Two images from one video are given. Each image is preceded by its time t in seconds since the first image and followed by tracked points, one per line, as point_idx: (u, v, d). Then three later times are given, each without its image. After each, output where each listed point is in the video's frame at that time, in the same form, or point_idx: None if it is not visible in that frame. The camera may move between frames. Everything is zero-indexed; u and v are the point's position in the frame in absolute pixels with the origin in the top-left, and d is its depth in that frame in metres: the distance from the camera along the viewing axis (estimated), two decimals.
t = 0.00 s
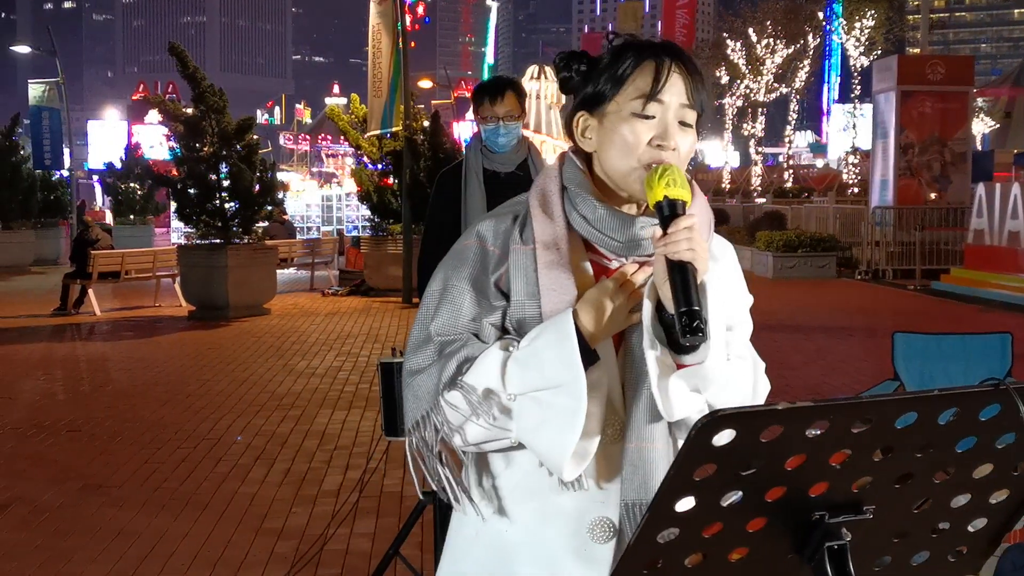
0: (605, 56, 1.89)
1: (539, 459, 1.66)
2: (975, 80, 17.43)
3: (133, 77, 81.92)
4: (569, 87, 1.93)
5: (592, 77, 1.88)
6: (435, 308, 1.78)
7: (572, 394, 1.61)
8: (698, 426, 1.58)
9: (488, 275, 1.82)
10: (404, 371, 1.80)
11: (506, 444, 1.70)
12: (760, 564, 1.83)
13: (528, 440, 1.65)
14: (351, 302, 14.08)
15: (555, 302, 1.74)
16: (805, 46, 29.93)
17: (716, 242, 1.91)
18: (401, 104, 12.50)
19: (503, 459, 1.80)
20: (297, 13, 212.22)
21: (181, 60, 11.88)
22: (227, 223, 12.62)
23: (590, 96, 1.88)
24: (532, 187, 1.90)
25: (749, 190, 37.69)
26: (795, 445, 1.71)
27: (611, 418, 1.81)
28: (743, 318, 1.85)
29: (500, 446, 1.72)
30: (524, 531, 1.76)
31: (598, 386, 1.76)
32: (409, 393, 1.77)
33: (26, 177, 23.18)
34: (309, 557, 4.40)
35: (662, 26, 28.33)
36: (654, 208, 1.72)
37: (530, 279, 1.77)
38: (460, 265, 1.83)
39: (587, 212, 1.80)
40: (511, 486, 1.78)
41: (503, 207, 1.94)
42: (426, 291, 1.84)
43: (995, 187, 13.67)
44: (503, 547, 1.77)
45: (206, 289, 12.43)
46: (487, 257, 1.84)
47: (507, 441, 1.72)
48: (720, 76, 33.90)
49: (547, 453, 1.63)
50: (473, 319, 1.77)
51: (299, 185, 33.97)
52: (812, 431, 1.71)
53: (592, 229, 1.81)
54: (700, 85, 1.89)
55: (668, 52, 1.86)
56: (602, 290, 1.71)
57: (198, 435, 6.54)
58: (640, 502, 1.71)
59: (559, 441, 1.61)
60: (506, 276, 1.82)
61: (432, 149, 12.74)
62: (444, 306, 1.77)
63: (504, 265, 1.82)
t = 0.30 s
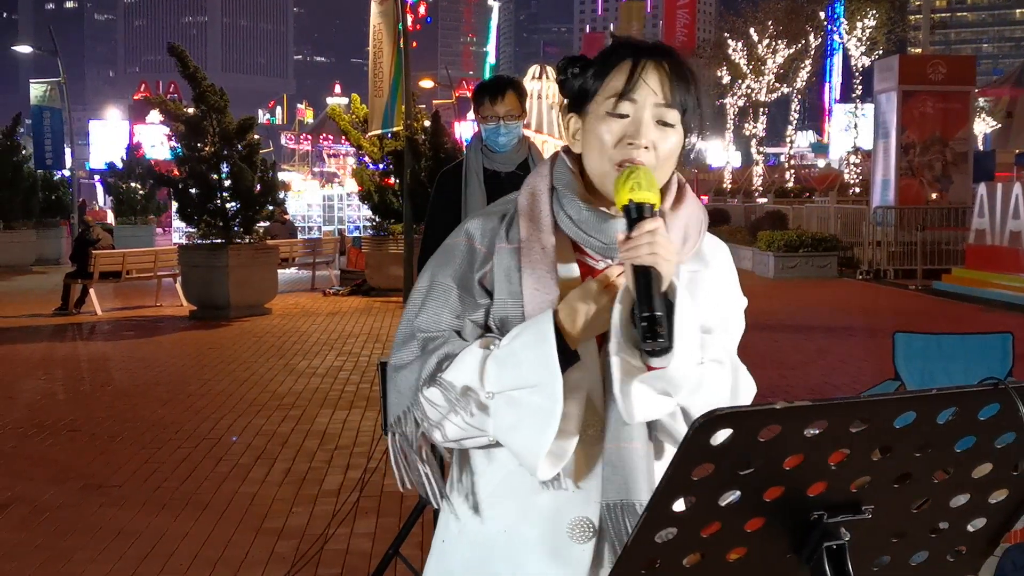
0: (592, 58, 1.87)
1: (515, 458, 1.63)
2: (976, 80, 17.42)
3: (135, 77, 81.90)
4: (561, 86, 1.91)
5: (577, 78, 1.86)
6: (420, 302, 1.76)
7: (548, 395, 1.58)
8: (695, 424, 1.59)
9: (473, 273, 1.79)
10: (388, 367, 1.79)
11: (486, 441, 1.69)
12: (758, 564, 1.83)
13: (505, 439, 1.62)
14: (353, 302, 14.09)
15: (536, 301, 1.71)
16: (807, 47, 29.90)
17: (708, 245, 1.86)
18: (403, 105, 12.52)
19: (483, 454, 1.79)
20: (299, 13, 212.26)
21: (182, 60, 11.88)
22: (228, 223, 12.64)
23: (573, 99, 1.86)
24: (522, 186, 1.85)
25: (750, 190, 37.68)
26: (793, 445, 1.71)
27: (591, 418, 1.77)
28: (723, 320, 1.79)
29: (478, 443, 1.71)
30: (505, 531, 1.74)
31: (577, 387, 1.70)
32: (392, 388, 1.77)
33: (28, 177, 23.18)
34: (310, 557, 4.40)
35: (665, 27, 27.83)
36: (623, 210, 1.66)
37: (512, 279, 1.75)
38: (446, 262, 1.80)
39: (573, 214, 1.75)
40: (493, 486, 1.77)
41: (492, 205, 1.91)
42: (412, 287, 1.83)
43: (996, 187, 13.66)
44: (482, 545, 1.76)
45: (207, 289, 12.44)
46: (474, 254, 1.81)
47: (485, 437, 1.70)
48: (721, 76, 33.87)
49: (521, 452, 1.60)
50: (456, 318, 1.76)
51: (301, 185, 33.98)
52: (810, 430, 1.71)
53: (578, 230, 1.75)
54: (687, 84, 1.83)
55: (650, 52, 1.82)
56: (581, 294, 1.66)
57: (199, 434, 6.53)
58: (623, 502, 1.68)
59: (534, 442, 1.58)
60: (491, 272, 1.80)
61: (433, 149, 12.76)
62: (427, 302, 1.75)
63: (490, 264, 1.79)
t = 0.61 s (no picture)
0: (555, 55, 1.88)
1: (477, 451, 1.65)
2: (978, 80, 17.41)
3: (136, 78, 81.91)
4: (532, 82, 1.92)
5: (542, 75, 1.87)
6: (390, 295, 1.79)
7: (509, 388, 1.60)
8: (696, 424, 1.59)
9: (442, 267, 1.82)
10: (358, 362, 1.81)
11: (449, 436, 1.71)
12: (758, 563, 1.83)
13: (467, 432, 1.64)
14: (354, 301, 14.09)
15: (501, 296, 1.73)
16: (808, 46, 29.89)
17: (683, 236, 1.87)
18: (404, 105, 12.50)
19: (451, 448, 1.80)
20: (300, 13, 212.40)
21: (183, 60, 11.89)
22: (230, 223, 12.61)
23: (540, 95, 1.87)
24: (494, 182, 1.89)
25: (752, 190, 37.67)
26: (793, 445, 1.71)
27: (555, 413, 1.78)
28: (712, 316, 1.82)
29: (444, 438, 1.72)
30: (474, 524, 1.75)
31: (544, 382, 1.72)
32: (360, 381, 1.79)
33: (30, 177, 23.20)
34: (310, 557, 4.39)
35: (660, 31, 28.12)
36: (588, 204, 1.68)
37: (478, 273, 1.79)
38: (415, 256, 1.83)
39: (540, 208, 1.82)
40: (463, 479, 1.78)
41: (463, 202, 1.95)
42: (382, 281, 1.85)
43: (997, 186, 13.64)
44: (452, 540, 1.76)
45: (208, 289, 12.43)
46: (444, 247, 1.84)
47: (450, 432, 1.71)
48: (723, 76, 33.86)
49: (483, 447, 1.62)
50: (422, 312, 1.79)
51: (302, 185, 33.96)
52: (811, 429, 1.71)
53: (546, 225, 1.81)
54: (654, 77, 1.83)
55: (611, 45, 1.82)
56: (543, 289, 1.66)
57: (199, 434, 6.52)
58: (587, 497, 1.68)
59: (493, 439, 1.60)
60: (459, 267, 1.83)
61: (435, 148, 12.69)
62: (396, 296, 1.78)
63: (457, 258, 1.82)
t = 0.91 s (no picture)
0: (527, 50, 1.92)
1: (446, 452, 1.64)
2: (979, 80, 17.41)
3: (137, 78, 81.83)
4: (494, 81, 1.96)
5: (515, 70, 1.91)
6: (354, 298, 1.77)
7: (476, 387, 1.60)
8: (697, 424, 1.60)
9: (406, 268, 1.82)
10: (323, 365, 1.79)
11: (418, 436, 1.70)
12: (762, 564, 1.83)
13: (436, 433, 1.63)
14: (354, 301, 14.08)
15: (467, 295, 1.75)
16: (809, 46, 29.86)
17: (645, 236, 1.85)
18: (406, 104, 12.46)
19: (419, 449, 1.79)
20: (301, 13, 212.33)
21: (185, 59, 11.91)
22: (231, 222, 12.60)
23: (513, 88, 1.90)
24: (455, 182, 1.93)
25: (752, 189, 37.62)
26: (795, 444, 1.72)
27: (524, 412, 1.79)
28: (667, 314, 1.77)
29: (411, 438, 1.71)
30: (443, 525, 1.74)
31: (510, 381, 1.74)
32: (325, 385, 1.77)
33: (31, 177, 23.19)
34: (310, 556, 4.39)
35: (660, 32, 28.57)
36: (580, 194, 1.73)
37: (444, 273, 1.80)
38: (379, 258, 1.81)
39: (505, 207, 1.84)
40: (429, 479, 1.77)
41: (422, 203, 1.95)
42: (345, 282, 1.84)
43: (999, 186, 13.63)
44: (421, 542, 1.76)
45: (209, 288, 12.44)
46: (408, 247, 1.83)
47: (419, 433, 1.70)
48: (724, 76, 33.80)
49: (452, 447, 1.61)
50: (387, 313, 1.78)
51: (303, 185, 33.92)
52: (814, 428, 1.72)
53: (510, 223, 1.84)
54: (626, 74, 1.92)
55: (591, 41, 1.88)
56: (520, 285, 1.70)
57: (200, 435, 6.51)
58: (553, 496, 1.66)
59: (465, 438, 1.59)
60: (424, 267, 1.83)
61: (438, 149, 12.23)
62: (359, 299, 1.77)
63: (422, 258, 1.82)
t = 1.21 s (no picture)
0: (485, 53, 1.93)
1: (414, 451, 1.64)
2: (980, 80, 17.40)
3: (139, 78, 81.76)
4: (457, 83, 1.96)
5: (473, 72, 1.92)
6: (318, 298, 1.76)
7: (443, 385, 1.60)
8: (699, 424, 1.62)
9: (370, 267, 1.80)
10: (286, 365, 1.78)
11: (383, 436, 1.69)
12: (762, 563, 1.87)
13: (402, 432, 1.63)
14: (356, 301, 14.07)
15: (433, 293, 1.75)
16: (811, 46, 29.82)
17: (610, 235, 1.77)
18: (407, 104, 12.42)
19: (382, 451, 1.78)
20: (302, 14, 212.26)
21: (186, 58, 11.91)
22: (232, 222, 12.58)
23: (473, 91, 1.91)
24: (420, 182, 1.92)
25: (753, 189, 37.56)
26: (800, 443, 1.76)
27: (490, 411, 1.79)
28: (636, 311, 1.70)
29: (378, 439, 1.70)
30: (408, 521, 1.74)
31: (476, 379, 1.74)
32: (288, 385, 1.75)
33: (32, 177, 23.18)
34: (311, 555, 4.40)
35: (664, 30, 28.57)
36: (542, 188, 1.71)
37: (410, 271, 1.78)
38: (344, 257, 1.79)
39: (470, 206, 1.84)
40: (394, 479, 1.76)
41: (387, 203, 1.94)
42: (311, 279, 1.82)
43: (1000, 186, 13.63)
44: (384, 541, 1.75)
45: (210, 287, 12.46)
46: (372, 248, 1.82)
47: (384, 434, 1.69)
48: (725, 76, 33.75)
49: (419, 445, 1.61)
50: (351, 312, 1.76)
51: (303, 185, 33.88)
52: (816, 428, 1.76)
53: (477, 222, 1.84)
54: (585, 72, 1.92)
55: (548, 40, 1.90)
56: (487, 283, 1.69)
57: (201, 435, 6.50)
58: (517, 495, 1.65)
59: (431, 436, 1.60)
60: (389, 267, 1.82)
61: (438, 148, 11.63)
62: (324, 298, 1.75)
63: (387, 257, 1.81)
